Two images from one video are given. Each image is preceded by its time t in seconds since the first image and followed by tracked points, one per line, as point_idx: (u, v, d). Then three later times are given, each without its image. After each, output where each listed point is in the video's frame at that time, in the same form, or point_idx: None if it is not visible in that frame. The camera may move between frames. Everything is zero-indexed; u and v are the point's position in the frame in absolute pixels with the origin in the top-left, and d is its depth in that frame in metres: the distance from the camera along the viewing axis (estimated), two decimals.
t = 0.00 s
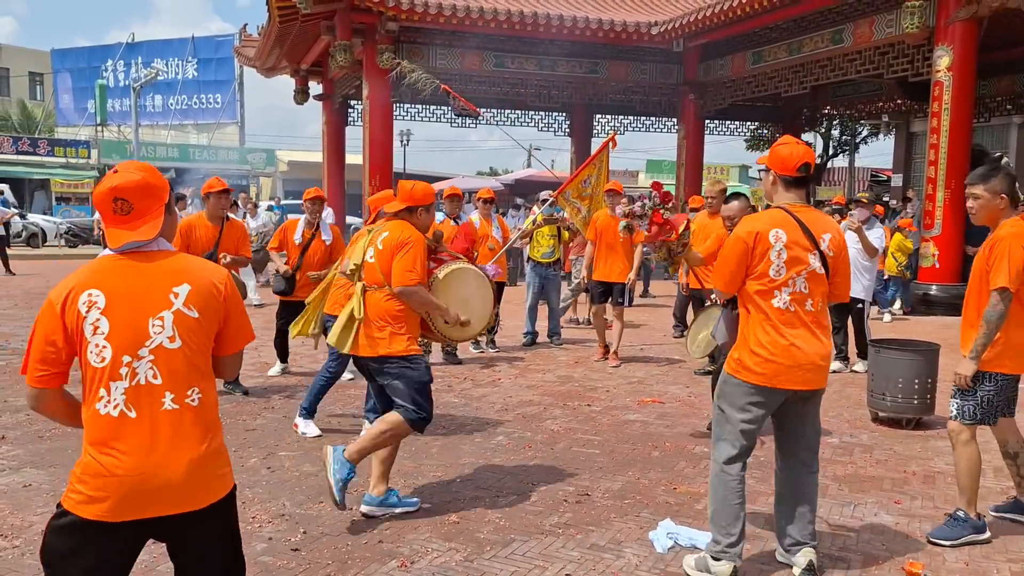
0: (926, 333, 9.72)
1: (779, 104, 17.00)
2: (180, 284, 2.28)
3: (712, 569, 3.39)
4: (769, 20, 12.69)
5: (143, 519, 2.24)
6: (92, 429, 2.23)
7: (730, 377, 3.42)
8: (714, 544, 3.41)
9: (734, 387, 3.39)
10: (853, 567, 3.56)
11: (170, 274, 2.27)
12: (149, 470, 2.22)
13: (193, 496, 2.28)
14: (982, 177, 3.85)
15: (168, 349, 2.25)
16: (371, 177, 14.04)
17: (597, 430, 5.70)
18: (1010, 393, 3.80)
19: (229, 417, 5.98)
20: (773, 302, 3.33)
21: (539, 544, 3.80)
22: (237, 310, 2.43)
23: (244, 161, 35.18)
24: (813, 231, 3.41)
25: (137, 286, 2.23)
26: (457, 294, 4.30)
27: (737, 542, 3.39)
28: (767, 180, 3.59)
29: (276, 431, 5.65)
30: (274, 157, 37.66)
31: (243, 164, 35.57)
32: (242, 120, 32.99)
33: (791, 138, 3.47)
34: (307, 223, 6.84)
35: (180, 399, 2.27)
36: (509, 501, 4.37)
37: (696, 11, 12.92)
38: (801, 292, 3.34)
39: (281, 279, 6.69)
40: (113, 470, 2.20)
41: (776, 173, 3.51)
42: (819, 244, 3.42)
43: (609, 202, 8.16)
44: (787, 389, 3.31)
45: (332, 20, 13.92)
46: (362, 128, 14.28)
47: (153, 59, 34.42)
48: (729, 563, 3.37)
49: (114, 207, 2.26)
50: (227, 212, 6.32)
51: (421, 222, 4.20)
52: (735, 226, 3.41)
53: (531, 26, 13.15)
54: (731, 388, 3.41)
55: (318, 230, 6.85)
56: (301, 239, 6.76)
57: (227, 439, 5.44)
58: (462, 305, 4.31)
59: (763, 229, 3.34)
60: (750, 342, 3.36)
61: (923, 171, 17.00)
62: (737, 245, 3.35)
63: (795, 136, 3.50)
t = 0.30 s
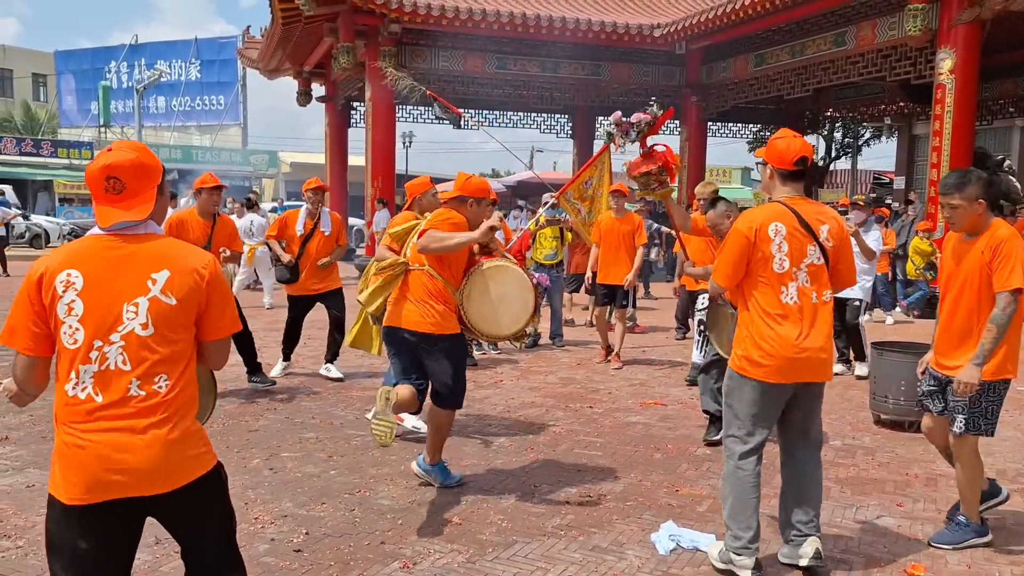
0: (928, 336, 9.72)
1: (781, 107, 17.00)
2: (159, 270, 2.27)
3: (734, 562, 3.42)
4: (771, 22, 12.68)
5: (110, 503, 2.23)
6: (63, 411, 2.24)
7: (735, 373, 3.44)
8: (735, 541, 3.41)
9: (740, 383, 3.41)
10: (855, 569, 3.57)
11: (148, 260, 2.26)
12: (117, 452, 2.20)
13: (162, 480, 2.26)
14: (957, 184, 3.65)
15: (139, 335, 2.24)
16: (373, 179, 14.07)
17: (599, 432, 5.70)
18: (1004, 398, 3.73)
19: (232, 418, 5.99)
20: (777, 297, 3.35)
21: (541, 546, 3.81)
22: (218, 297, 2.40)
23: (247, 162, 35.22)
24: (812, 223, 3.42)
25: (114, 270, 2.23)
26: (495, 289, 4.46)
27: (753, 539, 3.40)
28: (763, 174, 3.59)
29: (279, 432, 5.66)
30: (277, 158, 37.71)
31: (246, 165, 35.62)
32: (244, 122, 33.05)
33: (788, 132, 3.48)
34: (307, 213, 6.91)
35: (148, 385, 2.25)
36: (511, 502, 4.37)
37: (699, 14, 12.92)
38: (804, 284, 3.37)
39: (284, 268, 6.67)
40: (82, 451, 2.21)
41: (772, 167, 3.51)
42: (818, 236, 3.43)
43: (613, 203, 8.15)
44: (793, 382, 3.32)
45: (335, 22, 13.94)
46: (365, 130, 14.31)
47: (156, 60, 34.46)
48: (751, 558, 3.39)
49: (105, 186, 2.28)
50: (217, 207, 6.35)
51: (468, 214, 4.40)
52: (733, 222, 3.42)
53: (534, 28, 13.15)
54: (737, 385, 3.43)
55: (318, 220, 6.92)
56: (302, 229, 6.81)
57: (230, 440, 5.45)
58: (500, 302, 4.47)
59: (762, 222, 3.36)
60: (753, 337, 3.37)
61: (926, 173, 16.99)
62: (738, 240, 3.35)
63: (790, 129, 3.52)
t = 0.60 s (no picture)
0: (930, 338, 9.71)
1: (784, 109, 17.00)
2: (165, 273, 2.28)
3: (758, 569, 3.42)
4: (774, 25, 12.68)
5: (121, 504, 2.24)
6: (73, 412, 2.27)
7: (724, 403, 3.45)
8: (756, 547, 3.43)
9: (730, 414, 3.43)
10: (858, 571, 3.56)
11: (154, 264, 2.27)
12: (125, 455, 2.21)
13: (172, 481, 2.26)
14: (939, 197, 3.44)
15: (147, 337, 2.25)
16: (376, 181, 14.08)
17: (602, 435, 5.70)
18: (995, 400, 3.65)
19: (235, 419, 6.00)
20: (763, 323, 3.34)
21: (544, 548, 3.81)
22: (224, 302, 2.41)
23: (250, 164, 35.27)
24: (798, 249, 3.42)
25: (120, 273, 2.24)
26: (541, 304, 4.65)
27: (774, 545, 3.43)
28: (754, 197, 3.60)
29: (281, 434, 5.66)
30: (280, 160, 37.79)
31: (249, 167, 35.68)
32: (248, 124, 33.10)
33: (779, 157, 3.50)
34: (327, 223, 6.94)
35: (154, 388, 2.25)
36: (514, 504, 4.37)
37: (702, 16, 12.94)
38: (790, 311, 3.36)
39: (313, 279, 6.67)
40: (90, 452, 2.22)
41: (762, 191, 3.52)
42: (804, 261, 3.42)
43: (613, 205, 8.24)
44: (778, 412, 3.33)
45: (338, 24, 13.98)
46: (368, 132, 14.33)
47: (159, 62, 34.52)
48: (774, 563, 3.40)
49: (116, 186, 2.29)
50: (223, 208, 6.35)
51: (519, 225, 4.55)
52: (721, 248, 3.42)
53: (538, 31, 13.16)
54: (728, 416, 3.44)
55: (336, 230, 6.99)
56: (325, 238, 6.85)
57: (233, 441, 5.45)
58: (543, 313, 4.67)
59: (749, 247, 3.36)
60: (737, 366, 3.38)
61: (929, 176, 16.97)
62: (725, 270, 3.36)
63: (783, 153, 3.53)
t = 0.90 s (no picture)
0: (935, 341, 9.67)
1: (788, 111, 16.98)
2: (208, 282, 2.30)
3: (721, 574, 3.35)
4: (778, 27, 12.67)
5: (176, 516, 2.26)
6: (124, 427, 2.24)
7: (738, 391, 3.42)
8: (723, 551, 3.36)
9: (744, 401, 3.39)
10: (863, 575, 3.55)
11: (199, 273, 2.29)
12: (186, 467, 2.23)
13: (229, 489, 2.31)
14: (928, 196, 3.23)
15: (200, 347, 2.27)
16: (380, 182, 14.09)
17: (605, 436, 5.69)
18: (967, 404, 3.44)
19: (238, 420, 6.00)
20: (779, 314, 3.33)
21: (547, 550, 3.80)
22: (259, 308, 2.46)
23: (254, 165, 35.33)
24: (820, 243, 3.41)
25: (169, 284, 2.25)
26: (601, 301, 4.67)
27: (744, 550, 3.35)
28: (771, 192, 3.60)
29: (284, 435, 5.66)
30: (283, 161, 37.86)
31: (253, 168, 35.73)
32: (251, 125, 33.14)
33: (796, 152, 3.50)
34: (339, 224, 6.95)
35: (211, 397, 2.29)
36: (517, 506, 4.37)
37: (706, 18, 12.94)
38: (808, 304, 3.35)
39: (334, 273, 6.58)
40: (148, 468, 2.21)
41: (780, 184, 3.52)
42: (826, 255, 3.41)
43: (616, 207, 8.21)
44: (795, 400, 3.32)
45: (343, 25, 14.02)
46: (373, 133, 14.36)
47: (164, 63, 34.61)
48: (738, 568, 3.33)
49: (144, 204, 2.28)
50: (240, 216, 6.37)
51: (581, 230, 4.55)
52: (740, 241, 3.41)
53: (541, 32, 13.15)
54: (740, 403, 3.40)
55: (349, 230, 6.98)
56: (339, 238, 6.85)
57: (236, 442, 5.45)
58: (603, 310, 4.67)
59: (770, 241, 3.35)
60: (754, 356, 3.36)
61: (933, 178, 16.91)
62: (743, 260, 3.35)
63: (799, 148, 3.53)
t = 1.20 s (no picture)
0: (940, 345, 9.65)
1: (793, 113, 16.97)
2: (180, 278, 2.27)
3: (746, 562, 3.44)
4: (783, 30, 12.66)
5: (135, 512, 2.24)
6: (87, 419, 2.24)
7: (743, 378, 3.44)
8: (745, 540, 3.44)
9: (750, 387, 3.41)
10: None
11: (169, 269, 2.26)
12: (142, 461, 2.21)
13: (189, 487, 2.27)
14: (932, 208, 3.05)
15: (163, 343, 2.24)
16: (385, 184, 14.10)
17: (609, 440, 5.68)
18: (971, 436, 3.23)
19: (242, 422, 6.01)
20: (784, 302, 3.34)
21: (551, 554, 3.80)
22: (238, 307, 2.40)
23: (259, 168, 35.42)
24: (820, 229, 3.40)
25: (136, 278, 2.23)
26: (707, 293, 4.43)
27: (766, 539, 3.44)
28: (771, 178, 3.57)
29: (289, 437, 5.67)
30: (289, 164, 37.96)
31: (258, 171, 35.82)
32: (257, 128, 33.22)
33: (794, 138, 3.46)
34: (342, 220, 6.91)
35: (172, 393, 2.26)
36: (521, 509, 4.36)
37: (711, 21, 12.94)
38: (812, 290, 3.36)
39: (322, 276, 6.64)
40: (108, 460, 2.21)
41: (779, 171, 3.50)
42: (826, 241, 3.41)
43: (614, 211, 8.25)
44: (799, 386, 3.33)
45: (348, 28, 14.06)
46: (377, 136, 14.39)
47: (170, 66, 34.71)
48: (762, 557, 3.42)
49: (129, 193, 2.28)
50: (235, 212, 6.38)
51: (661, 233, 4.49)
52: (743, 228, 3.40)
53: (546, 35, 13.17)
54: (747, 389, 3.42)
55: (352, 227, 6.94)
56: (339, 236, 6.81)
57: (241, 445, 5.46)
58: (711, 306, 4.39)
59: (770, 229, 3.34)
60: (759, 344, 3.37)
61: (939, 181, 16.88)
62: (747, 247, 3.32)
63: (796, 134, 3.49)
